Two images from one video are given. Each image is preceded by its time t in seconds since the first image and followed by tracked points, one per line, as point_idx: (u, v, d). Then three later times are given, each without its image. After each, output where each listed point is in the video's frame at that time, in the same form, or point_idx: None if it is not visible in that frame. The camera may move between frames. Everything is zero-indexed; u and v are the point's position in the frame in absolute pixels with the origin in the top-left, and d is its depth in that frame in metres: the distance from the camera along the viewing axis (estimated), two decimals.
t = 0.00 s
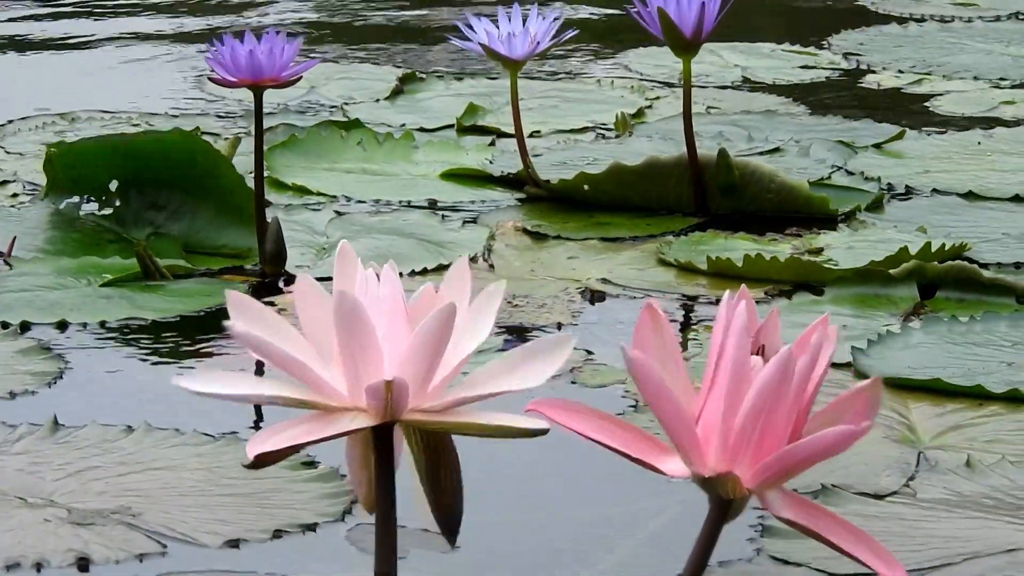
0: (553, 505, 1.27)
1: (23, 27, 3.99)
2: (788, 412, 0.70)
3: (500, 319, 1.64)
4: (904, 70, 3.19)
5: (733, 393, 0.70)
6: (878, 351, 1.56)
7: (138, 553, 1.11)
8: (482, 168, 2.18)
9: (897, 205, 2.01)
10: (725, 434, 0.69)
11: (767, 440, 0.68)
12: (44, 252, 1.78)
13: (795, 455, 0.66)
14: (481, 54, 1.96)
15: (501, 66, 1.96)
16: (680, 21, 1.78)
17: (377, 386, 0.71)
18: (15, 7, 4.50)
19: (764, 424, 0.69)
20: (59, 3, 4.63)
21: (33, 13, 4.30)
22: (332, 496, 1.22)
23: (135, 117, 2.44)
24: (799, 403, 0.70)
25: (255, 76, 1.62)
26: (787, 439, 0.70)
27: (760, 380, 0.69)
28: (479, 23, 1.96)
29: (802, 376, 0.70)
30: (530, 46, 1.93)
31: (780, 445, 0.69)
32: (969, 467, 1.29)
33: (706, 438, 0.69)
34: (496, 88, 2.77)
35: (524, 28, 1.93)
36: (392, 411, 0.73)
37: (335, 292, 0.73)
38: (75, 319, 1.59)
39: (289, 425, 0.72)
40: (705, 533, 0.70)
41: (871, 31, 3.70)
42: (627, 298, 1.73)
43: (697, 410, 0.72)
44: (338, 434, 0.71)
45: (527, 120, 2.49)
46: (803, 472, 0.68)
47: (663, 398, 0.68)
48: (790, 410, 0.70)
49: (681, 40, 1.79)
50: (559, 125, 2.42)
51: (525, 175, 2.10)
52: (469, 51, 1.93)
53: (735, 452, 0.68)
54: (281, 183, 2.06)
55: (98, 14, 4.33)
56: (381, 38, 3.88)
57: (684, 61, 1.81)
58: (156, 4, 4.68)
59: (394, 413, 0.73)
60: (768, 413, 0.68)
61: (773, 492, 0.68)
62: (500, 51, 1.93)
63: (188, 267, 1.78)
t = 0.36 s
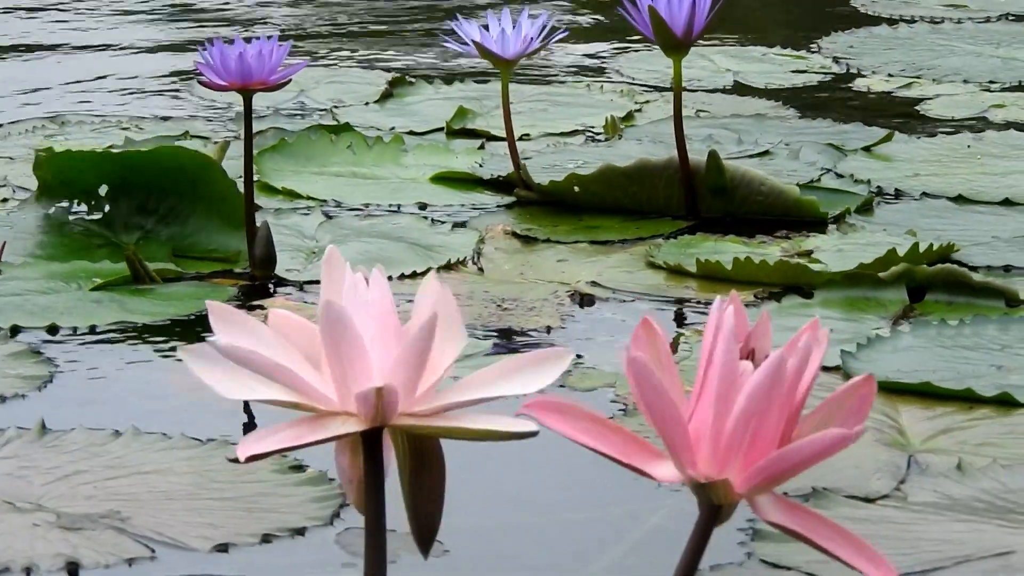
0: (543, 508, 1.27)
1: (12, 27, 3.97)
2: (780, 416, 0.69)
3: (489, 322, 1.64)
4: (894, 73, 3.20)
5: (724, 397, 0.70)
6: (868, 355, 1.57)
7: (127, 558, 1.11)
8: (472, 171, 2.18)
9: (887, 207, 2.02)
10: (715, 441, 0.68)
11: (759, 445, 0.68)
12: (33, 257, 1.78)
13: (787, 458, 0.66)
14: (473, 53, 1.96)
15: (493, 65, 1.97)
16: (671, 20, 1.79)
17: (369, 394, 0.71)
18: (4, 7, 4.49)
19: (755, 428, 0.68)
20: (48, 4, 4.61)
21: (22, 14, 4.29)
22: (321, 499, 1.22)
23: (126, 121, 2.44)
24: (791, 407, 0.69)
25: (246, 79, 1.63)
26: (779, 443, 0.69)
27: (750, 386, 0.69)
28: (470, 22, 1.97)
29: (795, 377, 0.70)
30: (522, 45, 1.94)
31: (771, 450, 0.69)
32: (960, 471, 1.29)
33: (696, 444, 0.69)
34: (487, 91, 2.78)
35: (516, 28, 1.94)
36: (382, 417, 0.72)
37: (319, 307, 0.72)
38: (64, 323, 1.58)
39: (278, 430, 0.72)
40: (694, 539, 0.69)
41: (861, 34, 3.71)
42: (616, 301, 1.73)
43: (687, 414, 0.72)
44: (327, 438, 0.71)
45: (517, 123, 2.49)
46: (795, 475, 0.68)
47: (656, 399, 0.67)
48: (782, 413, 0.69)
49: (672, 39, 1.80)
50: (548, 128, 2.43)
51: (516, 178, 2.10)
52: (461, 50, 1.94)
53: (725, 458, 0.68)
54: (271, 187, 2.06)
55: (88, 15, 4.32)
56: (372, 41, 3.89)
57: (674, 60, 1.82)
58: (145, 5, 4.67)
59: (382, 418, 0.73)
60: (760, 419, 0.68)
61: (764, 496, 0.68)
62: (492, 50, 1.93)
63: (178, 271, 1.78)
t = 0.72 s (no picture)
0: (539, 515, 1.27)
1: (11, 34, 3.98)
2: (771, 417, 0.70)
3: (486, 330, 1.64)
4: (892, 79, 3.20)
5: (715, 398, 0.71)
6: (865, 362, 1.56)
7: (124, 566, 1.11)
8: (470, 179, 2.18)
9: (884, 215, 2.02)
10: (707, 442, 0.70)
11: (750, 445, 0.70)
12: (30, 264, 1.78)
13: (772, 462, 0.67)
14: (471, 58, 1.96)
15: (491, 70, 1.97)
16: (669, 23, 1.79)
17: (361, 396, 0.73)
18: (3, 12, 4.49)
19: (746, 429, 0.70)
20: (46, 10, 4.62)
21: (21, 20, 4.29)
22: (318, 507, 1.22)
23: (123, 129, 2.43)
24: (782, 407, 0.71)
25: (242, 86, 1.62)
26: (772, 442, 0.71)
27: (739, 387, 0.70)
28: (468, 27, 1.97)
29: (786, 377, 0.71)
30: (520, 50, 1.94)
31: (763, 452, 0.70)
32: (956, 478, 1.28)
33: (690, 446, 0.71)
34: (484, 98, 2.78)
35: (514, 32, 1.94)
36: (372, 422, 0.75)
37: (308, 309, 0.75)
38: (61, 330, 1.58)
39: (269, 437, 0.74)
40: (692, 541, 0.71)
41: (857, 39, 3.71)
42: (613, 309, 1.73)
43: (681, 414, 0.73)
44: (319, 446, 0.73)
45: (514, 130, 2.49)
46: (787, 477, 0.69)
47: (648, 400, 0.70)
48: (773, 414, 0.70)
49: (670, 43, 1.80)
50: (546, 135, 2.43)
51: (513, 185, 2.10)
52: (459, 55, 1.94)
53: (718, 459, 0.70)
54: (268, 194, 2.06)
55: (86, 21, 4.32)
56: (370, 47, 3.89)
57: (672, 65, 1.82)
58: (144, 11, 4.68)
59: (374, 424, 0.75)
60: (750, 420, 0.69)
61: (756, 497, 0.69)
62: (490, 54, 1.94)
63: (176, 279, 1.77)
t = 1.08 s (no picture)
0: (541, 524, 1.26)
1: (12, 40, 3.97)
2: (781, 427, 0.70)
3: (488, 337, 1.63)
4: (893, 86, 3.20)
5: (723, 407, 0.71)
6: (867, 370, 1.56)
7: (125, 573, 1.10)
8: (471, 185, 2.17)
9: (886, 222, 2.02)
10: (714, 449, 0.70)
11: (758, 456, 0.70)
12: (31, 271, 1.77)
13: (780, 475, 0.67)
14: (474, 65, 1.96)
15: (494, 77, 1.97)
16: (672, 31, 1.79)
17: (362, 397, 0.74)
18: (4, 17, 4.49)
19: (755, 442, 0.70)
20: (47, 15, 4.62)
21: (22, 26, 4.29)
22: (319, 515, 1.21)
23: (125, 135, 2.43)
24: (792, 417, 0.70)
25: (243, 93, 1.62)
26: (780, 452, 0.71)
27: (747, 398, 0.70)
28: (471, 34, 1.97)
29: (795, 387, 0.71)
30: (523, 57, 1.94)
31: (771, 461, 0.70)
32: (958, 486, 1.28)
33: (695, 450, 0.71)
34: (486, 105, 2.77)
35: (516, 40, 1.94)
36: (377, 427, 0.76)
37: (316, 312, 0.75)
38: (62, 338, 1.57)
39: (275, 440, 0.75)
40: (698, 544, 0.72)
41: (859, 47, 3.72)
42: (615, 316, 1.73)
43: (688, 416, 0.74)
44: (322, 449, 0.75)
45: (517, 136, 2.49)
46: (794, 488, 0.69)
47: (657, 401, 0.71)
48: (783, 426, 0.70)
49: (673, 52, 1.80)
50: (547, 141, 2.43)
51: (515, 192, 2.10)
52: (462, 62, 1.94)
53: (725, 466, 0.70)
54: (270, 201, 2.06)
55: (88, 27, 4.32)
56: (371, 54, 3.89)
57: (675, 73, 1.82)
58: (146, 16, 4.68)
59: (378, 428, 0.76)
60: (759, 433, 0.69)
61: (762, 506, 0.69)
62: (493, 62, 1.93)
63: (177, 287, 1.77)
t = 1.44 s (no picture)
0: (550, 531, 1.26)
1: (22, 48, 3.99)
2: (785, 428, 0.71)
3: (497, 343, 1.63)
4: (901, 92, 3.20)
5: (729, 408, 0.72)
6: (875, 374, 1.55)
7: None
8: (479, 192, 2.18)
9: (894, 227, 2.02)
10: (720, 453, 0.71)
11: (763, 456, 0.70)
12: (41, 278, 1.78)
13: (786, 476, 0.67)
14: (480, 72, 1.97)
15: (501, 84, 1.97)
16: (679, 38, 1.79)
17: (373, 401, 0.74)
18: (14, 24, 4.51)
19: (760, 441, 0.70)
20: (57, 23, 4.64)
21: (32, 33, 4.31)
22: (329, 522, 1.22)
23: (133, 143, 2.44)
24: (796, 419, 0.71)
25: (252, 100, 1.63)
26: (785, 452, 0.71)
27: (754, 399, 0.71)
28: (478, 41, 1.98)
29: (800, 388, 0.72)
30: (530, 64, 1.94)
31: (777, 463, 0.71)
32: (966, 490, 1.28)
33: (702, 453, 0.72)
34: (494, 112, 2.78)
35: (523, 46, 1.94)
36: (386, 433, 0.76)
37: (323, 319, 0.76)
38: (71, 345, 1.58)
39: (283, 447, 0.75)
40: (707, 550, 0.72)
41: (866, 53, 3.72)
42: (623, 322, 1.73)
43: (694, 421, 0.74)
44: (330, 455, 0.75)
45: (524, 143, 2.50)
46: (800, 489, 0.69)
47: (665, 409, 0.70)
48: (788, 426, 0.71)
49: (680, 59, 1.80)
50: (555, 148, 2.44)
51: (523, 199, 2.10)
52: (469, 70, 1.94)
53: (731, 470, 0.71)
54: (278, 208, 2.06)
55: (96, 35, 4.34)
56: (378, 61, 3.90)
57: (682, 80, 1.82)
58: (154, 23, 4.70)
59: (387, 435, 0.76)
60: (764, 433, 0.70)
61: (769, 510, 0.70)
62: (500, 69, 1.94)
63: (186, 293, 1.77)
